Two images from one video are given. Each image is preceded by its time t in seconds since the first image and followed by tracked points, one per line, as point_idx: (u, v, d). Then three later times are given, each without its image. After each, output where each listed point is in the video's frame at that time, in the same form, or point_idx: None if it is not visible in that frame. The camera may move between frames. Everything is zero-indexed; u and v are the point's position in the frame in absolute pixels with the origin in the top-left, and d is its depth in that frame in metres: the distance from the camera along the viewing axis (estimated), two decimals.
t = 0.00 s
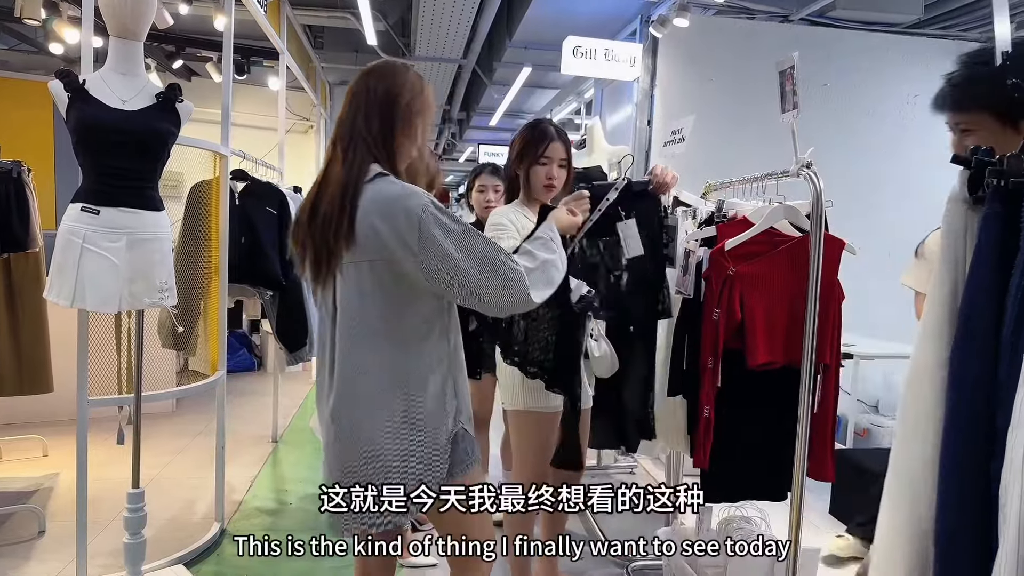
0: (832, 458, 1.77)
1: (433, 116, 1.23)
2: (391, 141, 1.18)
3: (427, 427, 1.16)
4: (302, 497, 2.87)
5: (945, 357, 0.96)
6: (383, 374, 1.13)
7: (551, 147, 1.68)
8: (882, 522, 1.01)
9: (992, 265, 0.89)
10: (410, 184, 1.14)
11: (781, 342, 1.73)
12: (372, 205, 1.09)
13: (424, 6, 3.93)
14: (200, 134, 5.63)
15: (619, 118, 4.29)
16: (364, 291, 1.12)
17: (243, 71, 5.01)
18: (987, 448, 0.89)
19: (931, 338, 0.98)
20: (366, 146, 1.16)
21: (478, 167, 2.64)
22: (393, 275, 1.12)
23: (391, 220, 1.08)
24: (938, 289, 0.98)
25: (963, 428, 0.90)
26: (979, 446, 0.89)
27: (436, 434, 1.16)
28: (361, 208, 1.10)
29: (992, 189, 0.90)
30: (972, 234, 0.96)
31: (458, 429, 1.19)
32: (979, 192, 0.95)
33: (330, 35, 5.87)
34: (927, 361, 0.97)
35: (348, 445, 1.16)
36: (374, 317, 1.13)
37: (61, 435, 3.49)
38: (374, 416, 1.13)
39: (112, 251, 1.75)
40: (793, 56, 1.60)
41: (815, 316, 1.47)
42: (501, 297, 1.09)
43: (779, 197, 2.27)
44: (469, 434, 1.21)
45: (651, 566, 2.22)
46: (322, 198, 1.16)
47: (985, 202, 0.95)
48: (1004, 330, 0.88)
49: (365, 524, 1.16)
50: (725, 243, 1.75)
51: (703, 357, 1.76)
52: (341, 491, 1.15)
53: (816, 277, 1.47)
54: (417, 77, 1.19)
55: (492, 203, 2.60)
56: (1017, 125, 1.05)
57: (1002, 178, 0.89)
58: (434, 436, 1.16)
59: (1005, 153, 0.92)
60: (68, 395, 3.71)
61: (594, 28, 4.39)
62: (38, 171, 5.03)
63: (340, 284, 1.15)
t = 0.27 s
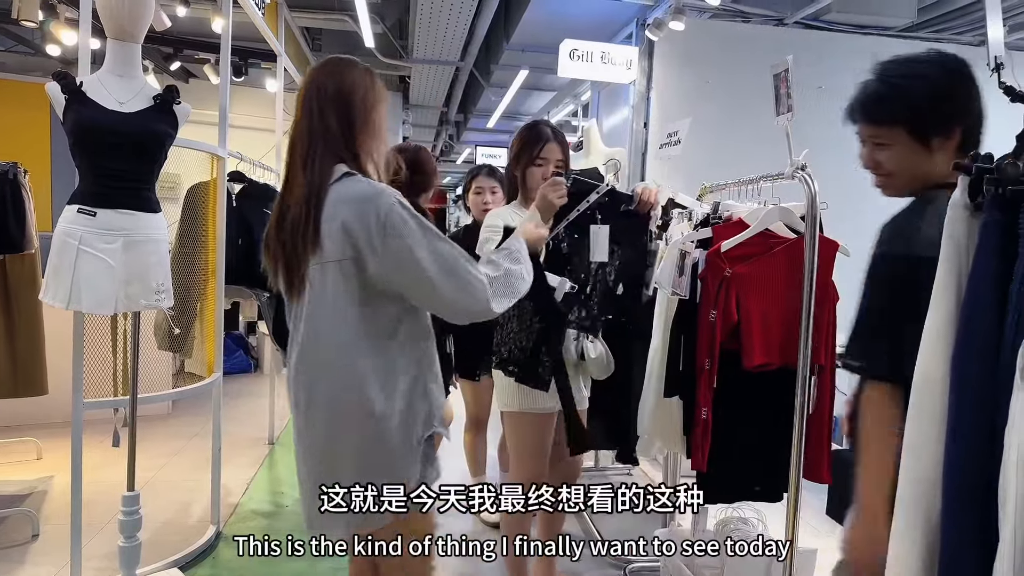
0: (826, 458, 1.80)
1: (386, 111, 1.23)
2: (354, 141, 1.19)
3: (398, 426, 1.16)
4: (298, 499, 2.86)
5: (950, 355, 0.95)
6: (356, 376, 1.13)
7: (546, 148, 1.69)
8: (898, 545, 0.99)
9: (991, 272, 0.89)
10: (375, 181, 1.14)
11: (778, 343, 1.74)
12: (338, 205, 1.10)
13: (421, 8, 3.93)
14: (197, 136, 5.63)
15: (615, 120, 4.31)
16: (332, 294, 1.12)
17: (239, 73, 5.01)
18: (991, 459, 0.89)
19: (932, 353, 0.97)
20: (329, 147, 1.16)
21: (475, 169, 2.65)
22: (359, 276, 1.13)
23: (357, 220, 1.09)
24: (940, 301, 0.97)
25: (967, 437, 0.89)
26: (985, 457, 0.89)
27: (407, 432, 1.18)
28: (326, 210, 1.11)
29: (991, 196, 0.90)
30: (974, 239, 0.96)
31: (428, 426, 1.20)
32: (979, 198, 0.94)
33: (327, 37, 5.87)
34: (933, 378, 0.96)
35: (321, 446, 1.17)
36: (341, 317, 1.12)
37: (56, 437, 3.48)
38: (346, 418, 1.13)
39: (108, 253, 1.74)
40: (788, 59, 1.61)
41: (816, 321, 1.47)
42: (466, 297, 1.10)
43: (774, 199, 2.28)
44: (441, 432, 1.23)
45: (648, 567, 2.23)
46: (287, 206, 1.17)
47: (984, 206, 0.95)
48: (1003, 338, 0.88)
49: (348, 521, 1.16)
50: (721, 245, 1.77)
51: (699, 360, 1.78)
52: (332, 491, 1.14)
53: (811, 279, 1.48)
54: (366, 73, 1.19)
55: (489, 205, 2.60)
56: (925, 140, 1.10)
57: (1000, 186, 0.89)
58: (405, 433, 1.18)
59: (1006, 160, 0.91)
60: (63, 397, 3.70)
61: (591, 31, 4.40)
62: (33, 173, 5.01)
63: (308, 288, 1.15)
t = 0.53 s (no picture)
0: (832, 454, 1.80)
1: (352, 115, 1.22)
2: (316, 145, 1.17)
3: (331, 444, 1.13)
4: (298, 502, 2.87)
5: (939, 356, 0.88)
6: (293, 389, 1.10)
7: (538, 149, 1.68)
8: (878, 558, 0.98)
9: (981, 280, 0.83)
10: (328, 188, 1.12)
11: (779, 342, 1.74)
12: (278, 211, 1.07)
13: (418, 11, 3.95)
14: (195, 139, 5.64)
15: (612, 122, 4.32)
16: (269, 303, 1.09)
17: (238, 77, 5.02)
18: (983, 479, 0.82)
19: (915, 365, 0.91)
20: (292, 145, 1.14)
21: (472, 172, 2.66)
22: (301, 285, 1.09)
23: (295, 230, 1.06)
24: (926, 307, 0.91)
25: (957, 447, 0.83)
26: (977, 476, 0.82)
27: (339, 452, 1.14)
28: (266, 216, 1.08)
29: (985, 196, 0.85)
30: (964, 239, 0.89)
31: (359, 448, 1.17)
32: (975, 198, 0.88)
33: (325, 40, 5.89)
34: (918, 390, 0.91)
35: (257, 452, 1.16)
36: (279, 326, 1.09)
37: (56, 441, 3.48)
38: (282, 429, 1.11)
39: (108, 257, 1.75)
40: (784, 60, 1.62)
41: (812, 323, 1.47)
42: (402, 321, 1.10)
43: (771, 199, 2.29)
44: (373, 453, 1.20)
45: (646, 568, 2.23)
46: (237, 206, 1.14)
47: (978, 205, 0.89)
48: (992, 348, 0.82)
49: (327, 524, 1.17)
50: (721, 246, 1.78)
51: (701, 361, 1.78)
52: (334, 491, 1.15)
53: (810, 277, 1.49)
54: (334, 77, 1.18)
55: (487, 208, 2.61)
56: (815, 116, 0.88)
57: (993, 186, 0.83)
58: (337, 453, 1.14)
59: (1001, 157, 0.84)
60: (63, 400, 3.70)
61: (588, 33, 4.41)
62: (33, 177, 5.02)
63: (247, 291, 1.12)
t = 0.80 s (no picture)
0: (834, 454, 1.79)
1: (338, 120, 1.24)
2: (287, 143, 1.19)
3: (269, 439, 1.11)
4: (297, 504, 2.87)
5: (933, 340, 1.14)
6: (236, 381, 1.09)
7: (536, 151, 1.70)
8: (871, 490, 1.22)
9: (973, 259, 1.07)
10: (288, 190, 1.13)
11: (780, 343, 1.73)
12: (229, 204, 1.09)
13: (417, 12, 3.96)
14: (194, 140, 5.64)
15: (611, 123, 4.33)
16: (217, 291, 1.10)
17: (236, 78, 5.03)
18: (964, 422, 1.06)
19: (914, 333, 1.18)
20: (263, 144, 1.18)
21: (471, 173, 2.66)
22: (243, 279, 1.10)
23: (239, 221, 1.07)
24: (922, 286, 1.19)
25: (943, 406, 1.07)
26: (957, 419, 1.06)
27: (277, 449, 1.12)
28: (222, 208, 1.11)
29: (974, 191, 1.10)
30: (951, 231, 1.18)
31: (301, 450, 1.14)
32: (960, 196, 1.16)
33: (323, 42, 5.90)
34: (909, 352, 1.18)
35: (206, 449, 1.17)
36: (223, 318, 1.10)
37: (55, 443, 3.48)
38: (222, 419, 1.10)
39: (106, 258, 1.75)
40: (782, 60, 1.62)
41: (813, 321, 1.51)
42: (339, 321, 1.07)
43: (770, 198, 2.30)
44: (322, 459, 1.16)
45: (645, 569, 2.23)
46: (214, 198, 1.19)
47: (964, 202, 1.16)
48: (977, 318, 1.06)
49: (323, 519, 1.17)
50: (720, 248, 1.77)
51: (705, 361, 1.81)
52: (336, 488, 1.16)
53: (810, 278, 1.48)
54: (317, 79, 1.20)
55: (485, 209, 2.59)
56: (682, 98, 0.82)
57: (982, 180, 1.08)
58: (276, 450, 1.12)
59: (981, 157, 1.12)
60: (62, 402, 3.70)
61: (586, 33, 4.42)
62: (31, 179, 5.02)
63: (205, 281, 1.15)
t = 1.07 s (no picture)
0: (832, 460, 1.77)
1: (341, 127, 1.37)
2: (286, 149, 1.31)
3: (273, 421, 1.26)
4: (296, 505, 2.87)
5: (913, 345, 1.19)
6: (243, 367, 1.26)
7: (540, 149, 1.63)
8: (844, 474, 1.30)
9: (957, 261, 1.10)
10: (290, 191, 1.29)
11: (777, 344, 1.74)
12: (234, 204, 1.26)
13: (416, 13, 3.95)
14: (192, 141, 5.62)
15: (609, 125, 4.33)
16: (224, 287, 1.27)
17: (235, 78, 5.02)
18: (943, 417, 1.09)
19: (896, 328, 1.23)
20: (265, 150, 1.32)
21: (469, 174, 2.65)
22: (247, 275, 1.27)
23: (243, 222, 1.24)
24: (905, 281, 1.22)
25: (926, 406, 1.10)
26: (937, 413, 1.10)
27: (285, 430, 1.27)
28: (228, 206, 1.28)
29: (963, 188, 1.12)
30: (937, 227, 1.20)
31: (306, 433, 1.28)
32: (947, 194, 1.19)
33: (322, 42, 5.89)
34: (887, 348, 1.23)
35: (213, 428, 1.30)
36: (231, 310, 1.26)
37: (53, 444, 3.47)
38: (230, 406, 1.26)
39: (104, 259, 1.74)
40: (781, 61, 1.61)
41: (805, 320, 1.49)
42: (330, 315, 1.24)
43: (770, 202, 2.28)
44: (324, 443, 1.30)
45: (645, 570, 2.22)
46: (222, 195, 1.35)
47: (951, 202, 1.19)
48: (962, 315, 1.09)
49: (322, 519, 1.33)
50: (718, 248, 1.77)
51: (699, 363, 1.77)
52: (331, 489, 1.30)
53: (808, 280, 1.48)
54: (320, 89, 1.33)
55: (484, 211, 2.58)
56: (488, 70, 0.84)
57: (971, 177, 1.11)
58: (281, 432, 1.27)
59: (971, 155, 1.14)
60: (59, 403, 3.69)
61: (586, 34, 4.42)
62: (29, 179, 5.00)
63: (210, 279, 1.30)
